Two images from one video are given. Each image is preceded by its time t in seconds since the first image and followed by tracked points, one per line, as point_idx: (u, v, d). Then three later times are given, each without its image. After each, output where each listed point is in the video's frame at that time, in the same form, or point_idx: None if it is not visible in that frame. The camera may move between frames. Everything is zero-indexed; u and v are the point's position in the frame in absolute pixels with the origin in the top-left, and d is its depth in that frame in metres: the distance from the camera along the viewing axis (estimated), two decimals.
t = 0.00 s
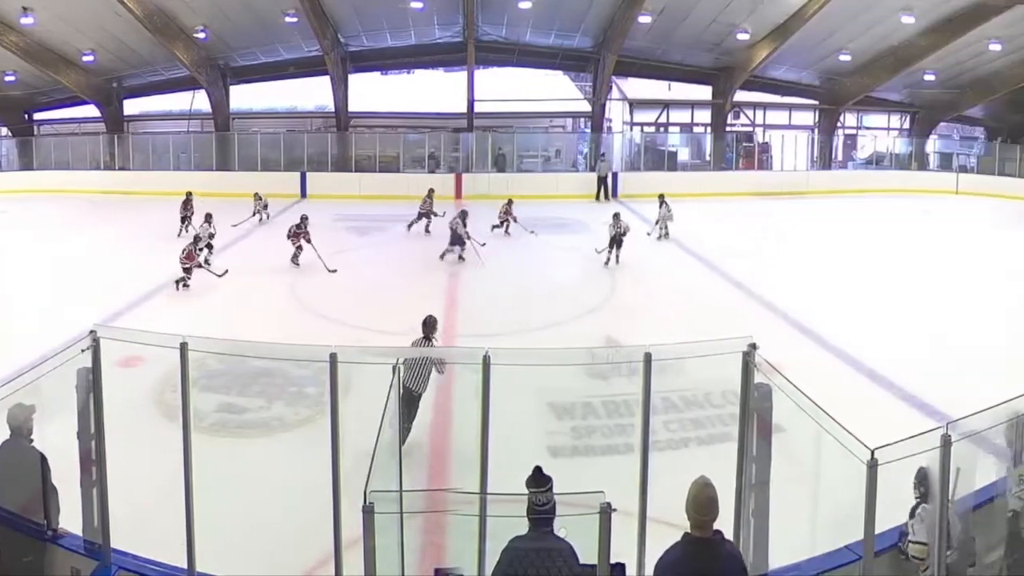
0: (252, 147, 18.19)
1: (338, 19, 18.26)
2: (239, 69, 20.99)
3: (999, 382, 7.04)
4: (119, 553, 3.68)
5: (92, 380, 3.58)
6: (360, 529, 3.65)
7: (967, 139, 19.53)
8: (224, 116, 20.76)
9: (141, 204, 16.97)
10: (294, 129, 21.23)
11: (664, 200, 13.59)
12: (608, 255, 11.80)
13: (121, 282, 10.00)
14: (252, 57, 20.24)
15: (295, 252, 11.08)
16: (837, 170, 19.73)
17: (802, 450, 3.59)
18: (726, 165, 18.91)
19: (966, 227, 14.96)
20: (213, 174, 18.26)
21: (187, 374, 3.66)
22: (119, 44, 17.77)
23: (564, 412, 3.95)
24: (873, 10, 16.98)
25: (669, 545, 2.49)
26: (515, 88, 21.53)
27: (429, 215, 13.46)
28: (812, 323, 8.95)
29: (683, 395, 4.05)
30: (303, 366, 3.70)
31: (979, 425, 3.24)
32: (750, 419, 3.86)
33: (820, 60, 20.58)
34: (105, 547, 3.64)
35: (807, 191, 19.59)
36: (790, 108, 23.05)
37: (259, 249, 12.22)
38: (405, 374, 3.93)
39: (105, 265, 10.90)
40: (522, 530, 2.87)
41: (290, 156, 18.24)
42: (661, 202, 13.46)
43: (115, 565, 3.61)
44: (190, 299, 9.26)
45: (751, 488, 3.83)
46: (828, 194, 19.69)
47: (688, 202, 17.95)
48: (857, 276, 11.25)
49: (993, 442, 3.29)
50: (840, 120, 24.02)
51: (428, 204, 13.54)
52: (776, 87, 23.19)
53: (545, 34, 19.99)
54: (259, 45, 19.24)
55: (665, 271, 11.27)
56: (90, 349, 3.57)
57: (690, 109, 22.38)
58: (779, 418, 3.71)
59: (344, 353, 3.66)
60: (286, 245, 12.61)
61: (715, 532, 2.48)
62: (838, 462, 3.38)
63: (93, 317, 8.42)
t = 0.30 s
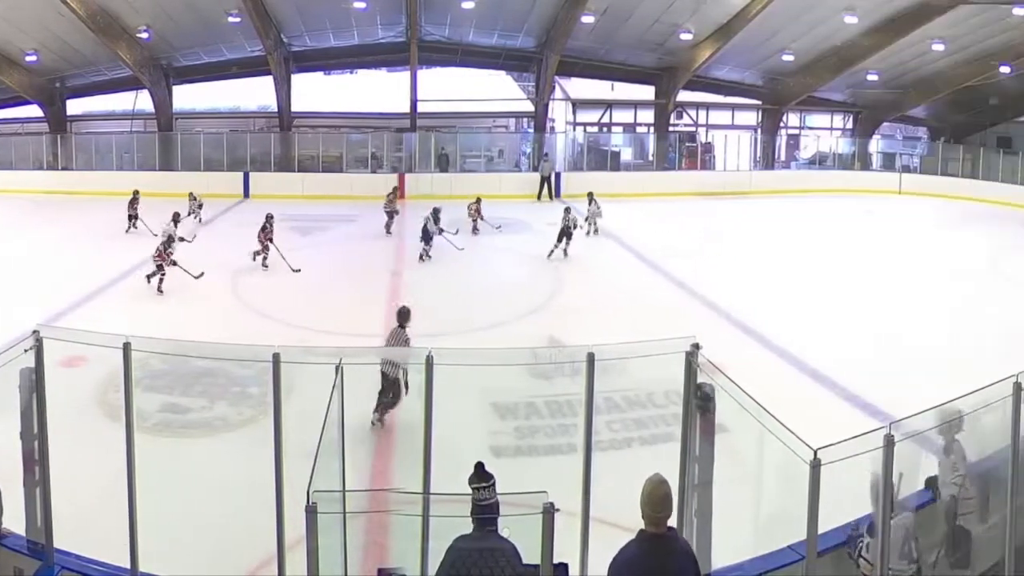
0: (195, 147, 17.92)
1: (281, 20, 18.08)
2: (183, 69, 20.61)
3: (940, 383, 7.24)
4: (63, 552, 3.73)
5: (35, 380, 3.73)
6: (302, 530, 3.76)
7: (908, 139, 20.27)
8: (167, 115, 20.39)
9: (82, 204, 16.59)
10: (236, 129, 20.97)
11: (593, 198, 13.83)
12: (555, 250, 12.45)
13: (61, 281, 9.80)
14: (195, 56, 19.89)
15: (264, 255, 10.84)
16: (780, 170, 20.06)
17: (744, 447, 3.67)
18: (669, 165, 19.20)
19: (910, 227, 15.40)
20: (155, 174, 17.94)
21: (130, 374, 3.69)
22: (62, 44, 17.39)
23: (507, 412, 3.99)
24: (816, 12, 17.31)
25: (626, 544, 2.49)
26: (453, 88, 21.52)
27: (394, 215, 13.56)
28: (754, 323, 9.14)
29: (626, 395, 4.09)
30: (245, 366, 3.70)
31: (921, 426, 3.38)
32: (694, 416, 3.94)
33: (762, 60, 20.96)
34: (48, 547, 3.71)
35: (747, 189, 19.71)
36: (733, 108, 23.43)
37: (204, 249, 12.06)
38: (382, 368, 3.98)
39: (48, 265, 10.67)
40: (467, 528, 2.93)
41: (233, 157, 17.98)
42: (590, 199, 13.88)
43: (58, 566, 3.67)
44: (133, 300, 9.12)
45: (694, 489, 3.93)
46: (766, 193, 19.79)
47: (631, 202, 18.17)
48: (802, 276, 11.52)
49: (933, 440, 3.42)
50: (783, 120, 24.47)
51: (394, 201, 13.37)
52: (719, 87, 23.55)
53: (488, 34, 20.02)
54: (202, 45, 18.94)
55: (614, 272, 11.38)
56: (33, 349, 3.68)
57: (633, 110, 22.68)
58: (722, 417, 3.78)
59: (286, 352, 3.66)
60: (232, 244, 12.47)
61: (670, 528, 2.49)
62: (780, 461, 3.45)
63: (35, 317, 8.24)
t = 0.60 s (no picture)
0: (138, 147, 17.63)
1: (223, 19, 17.86)
2: (126, 68, 20.25)
3: (879, 383, 7.46)
4: (8, 553, 3.95)
5: None
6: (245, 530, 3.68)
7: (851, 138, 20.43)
8: (111, 115, 20.02)
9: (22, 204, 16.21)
10: (181, 128, 20.67)
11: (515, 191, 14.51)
12: (515, 240, 13.15)
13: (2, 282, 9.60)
14: (139, 57, 19.57)
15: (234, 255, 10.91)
16: (724, 171, 20.51)
17: (686, 447, 3.73)
18: (611, 165, 19.43)
19: (852, 226, 15.83)
20: (99, 174, 17.58)
21: (72, 374, 3.84)
22: None
23: (451, 412, 4.04)
24: (759, 11, 17.59)
25: (572, 541, 2.60)
26: (395, 88, 21.51)
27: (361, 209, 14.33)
28: (698, 323, 9.33)
29: (568, 395, 4.14)
30: (188, 366, 3.80)
31: (861, 425, 3.41)
32: (636, 419, 4.09)
33: (705, 60, 21.31)
34: None
35: (694, 191, 20.21)
36: (676, 108, 23.80)
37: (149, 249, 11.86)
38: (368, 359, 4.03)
39: None
40: (410, 528, 3.02)
41: (176, 156, 17.73)
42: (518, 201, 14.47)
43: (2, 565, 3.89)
44: (77, 299, 9.00)
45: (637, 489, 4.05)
46: (714, 193, 20.35)
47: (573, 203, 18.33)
48: (747, 275, 11.76)
49: (871, 440, 3.45)
50: (726, 120, 24.87)
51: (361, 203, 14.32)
52: (662, 88, 23.87)
53: (431, 34, 19.99)
54: (146, 44, 18.63)
55: (562, 272, 11.48)
56: None
57: (576, 110, 22.87)
58: (664, 417, 3.87)
59: (228, 353, 3.77)
60: (178, 245, 12.32)
61: (613, 526, 2.63)
62: (722, 460, 3.50)
63: None
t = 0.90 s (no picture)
0: (81, 147, 17.19)
1: (166, 19, 17.59)
2: (68, 68, 19.80)
3: (822, 383, 7.68)
4: None
5: None
6: (188, 529, 3.92)
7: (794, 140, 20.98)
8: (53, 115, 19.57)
9: None
10: (123, 128, 20.27)
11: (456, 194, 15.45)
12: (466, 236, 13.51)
13: None
14: (82, 56, 19.17)
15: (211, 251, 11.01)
16: (664, 170, 20.57)
17: (627, 446, 3.84)
18: (554, 165, 19.60)
19: (798, 226, 16.18)
20: (43, 175, 17.04)
21: (16, 373, 3.83)
22: None
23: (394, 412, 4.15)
24: (702, 11, 17.87)
25: (511, 542, 2.63)
26: (337, 88, 21.43)
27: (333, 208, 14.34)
28: (640, 323, 9.50)
29: (512, 395, 4.20)
30: (131, 366, 3.82)
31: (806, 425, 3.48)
32: (579, 419, 4.14)
33: (648, 60, 21.59)
34: None
35: (636, 190, 20.36)
36: (618, 108, 24.09)
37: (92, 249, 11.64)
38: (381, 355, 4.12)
39: None
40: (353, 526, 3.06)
41: (119, 156, 17.35)
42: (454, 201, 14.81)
43: None
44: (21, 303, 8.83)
45: (580, 489, 4.12)
46: (655, 193, 20.51)
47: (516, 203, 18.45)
48: (692, 275, 11.99)
49: (815, 440, 3.51)
50: (669, 120, 25.24)
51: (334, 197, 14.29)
52: (605, 88, 24.10)
53: (374, 34, 19.91)
54: (88, 44, 18.24)
55: (505, 273, 11.57)
56: None
57: (519, 110, 22.96)
58: (607, 417, 3.98)
59: (171, 353, 3.79)
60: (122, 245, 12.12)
61: (552, 526, 2.66)
62: (665, 459, 3.55)
63: None
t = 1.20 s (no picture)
0: (23, 146, 16.74)
1: (109, 19, 17.29)
2: (8, 67, 19.37)
3: (763, 383, 7.91)
4: None
5: None
6: (132, 531, 3.89)
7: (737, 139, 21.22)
8: None
9: None
10: (66, 129, 19.85)
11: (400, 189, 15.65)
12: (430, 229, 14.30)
13: None
14: (23, 56, 18.76)
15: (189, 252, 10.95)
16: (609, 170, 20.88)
17: (571, 444, 3.91)
18: (496, 165, 19.75)
19: (742, 226, 16.54)
20: None
21: None
22: None
23: (338, 412, 4.18)
24: (645, 11, 18.12)
25: (437, 548, 2.74)
26: (281, 88, 21.26)
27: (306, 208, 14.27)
28: (583, 323, 9.66)
29: (454, 395, 4.36)
30: (75, 366, 3.93)
31: (749, 425, 3.62)
32: (521, 418, 4.22)
33: (591, 60, 21.82)
34: None
35: (578, 190, 20.51)
36: (561, 108, 24.32)
37: (34, 250, 11.42)
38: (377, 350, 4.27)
39: None
40: (296, 525, 3.11)
41: (62, 156, 17.01)
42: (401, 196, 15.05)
43: None
44: None
45: (523, 489, 4.17)
46: (593, 194, 20.61)
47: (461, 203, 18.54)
48: (636, 275, 12.20)
49: (760, 441, 3.66)
50: (612, 120, 25.52)
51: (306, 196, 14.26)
52: (548, 88, 24.28)
53: (317, 34, 19.79)
54: (28, 44, 17.86)
55: (448, 273, 11.66)
56: None
57: (462, 110, 23.02)
58: (550, 417, 4.05)
59: (114, 353, 3.89)
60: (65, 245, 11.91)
61: (481, 531, 2.78)
62: (608, 458, 3.66)
63: None
